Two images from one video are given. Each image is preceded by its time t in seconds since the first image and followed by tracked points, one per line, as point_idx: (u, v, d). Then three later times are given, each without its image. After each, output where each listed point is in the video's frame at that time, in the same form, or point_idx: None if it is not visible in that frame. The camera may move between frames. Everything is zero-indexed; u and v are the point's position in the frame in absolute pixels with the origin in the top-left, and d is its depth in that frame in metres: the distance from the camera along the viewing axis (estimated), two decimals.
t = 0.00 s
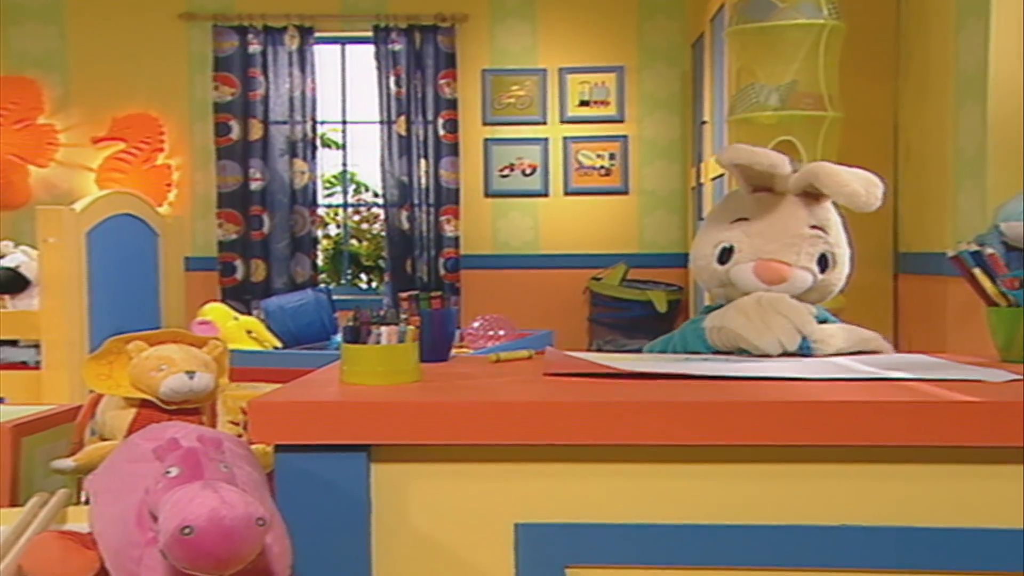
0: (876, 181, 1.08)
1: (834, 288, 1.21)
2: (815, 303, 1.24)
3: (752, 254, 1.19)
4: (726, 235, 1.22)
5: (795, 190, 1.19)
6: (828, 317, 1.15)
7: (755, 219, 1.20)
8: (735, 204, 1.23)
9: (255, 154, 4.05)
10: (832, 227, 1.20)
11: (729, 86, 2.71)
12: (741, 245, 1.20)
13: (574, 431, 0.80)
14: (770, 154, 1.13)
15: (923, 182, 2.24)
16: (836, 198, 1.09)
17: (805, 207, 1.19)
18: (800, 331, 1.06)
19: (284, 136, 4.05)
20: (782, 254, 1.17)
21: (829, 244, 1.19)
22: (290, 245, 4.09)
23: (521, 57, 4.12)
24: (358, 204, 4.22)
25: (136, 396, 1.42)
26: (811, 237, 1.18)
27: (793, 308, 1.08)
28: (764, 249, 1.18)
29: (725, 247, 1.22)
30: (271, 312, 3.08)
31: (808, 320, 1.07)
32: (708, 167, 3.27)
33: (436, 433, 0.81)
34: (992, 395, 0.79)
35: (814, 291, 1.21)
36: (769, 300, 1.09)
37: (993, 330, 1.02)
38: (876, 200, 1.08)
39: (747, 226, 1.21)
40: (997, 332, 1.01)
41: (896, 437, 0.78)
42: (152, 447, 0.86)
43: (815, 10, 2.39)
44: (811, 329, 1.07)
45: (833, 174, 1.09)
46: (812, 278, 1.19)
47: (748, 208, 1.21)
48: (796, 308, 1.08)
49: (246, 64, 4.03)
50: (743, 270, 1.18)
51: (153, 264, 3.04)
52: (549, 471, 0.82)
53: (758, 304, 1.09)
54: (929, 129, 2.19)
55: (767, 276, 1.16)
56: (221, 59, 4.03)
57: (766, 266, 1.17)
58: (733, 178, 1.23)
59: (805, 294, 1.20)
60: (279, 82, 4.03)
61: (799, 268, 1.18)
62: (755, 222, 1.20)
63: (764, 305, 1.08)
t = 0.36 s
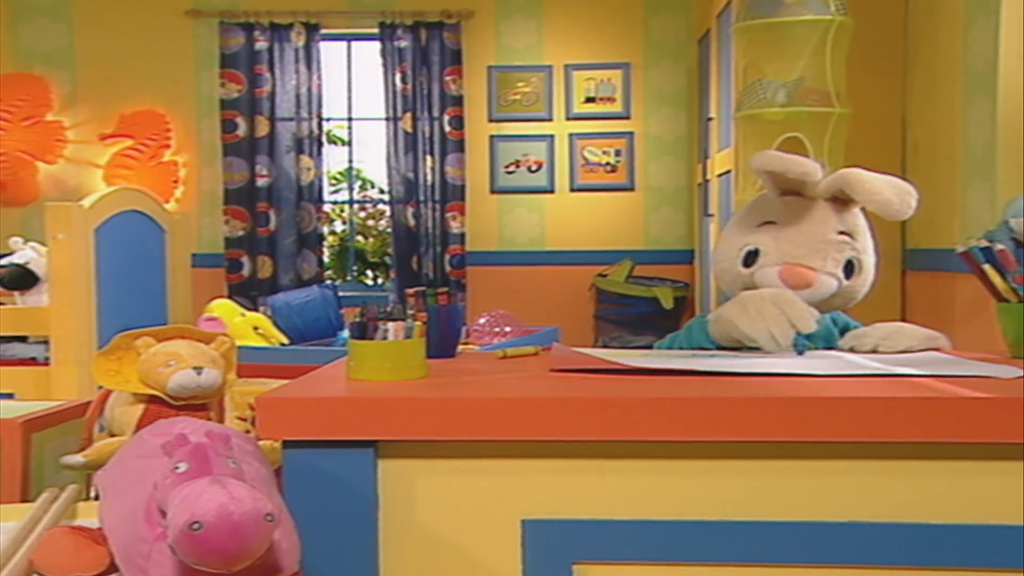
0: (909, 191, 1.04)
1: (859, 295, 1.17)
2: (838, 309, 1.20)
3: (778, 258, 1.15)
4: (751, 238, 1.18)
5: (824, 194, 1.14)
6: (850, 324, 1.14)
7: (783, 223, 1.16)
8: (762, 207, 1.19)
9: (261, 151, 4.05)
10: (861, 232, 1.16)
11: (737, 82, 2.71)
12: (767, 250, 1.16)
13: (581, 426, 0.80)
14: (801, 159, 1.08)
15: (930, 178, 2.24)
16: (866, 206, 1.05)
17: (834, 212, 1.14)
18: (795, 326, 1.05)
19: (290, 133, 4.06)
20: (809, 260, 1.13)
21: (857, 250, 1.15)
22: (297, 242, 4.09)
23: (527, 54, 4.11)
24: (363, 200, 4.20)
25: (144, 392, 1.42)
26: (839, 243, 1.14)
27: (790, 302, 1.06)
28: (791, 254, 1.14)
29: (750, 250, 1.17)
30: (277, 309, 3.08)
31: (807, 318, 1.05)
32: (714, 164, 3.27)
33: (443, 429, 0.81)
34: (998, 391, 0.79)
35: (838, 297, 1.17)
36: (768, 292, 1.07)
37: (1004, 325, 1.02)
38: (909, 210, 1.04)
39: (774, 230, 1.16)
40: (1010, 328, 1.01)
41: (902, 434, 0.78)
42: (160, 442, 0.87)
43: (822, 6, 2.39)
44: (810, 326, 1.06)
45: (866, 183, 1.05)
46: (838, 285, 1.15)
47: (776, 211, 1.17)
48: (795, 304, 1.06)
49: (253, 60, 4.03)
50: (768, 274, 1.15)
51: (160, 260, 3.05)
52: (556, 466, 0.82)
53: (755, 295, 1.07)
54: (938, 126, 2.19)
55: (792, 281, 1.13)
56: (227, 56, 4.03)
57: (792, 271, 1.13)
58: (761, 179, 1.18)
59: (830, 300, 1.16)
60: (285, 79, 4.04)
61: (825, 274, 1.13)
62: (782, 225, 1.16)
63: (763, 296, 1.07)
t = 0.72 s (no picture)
0: (904, 195, 1.04)
1: (861, 297, 1.14)
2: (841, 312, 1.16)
3: (775, 259, 1.13)
4: (750, 240, 1.16)
5: (823, 195, 1.12)
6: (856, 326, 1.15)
7: (781, 224, 1.14)
8: (762, 208, 1.17)
9: (266, 149, 4.06)
10: (862, 234, 1.12)
11: (742, 79, 2.71)
12: (765, 251, 1.14)
13: (586, 424, 0.80)
14: (798, 161, 1.07)
15: (937, 176, 2.24)
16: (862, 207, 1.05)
17: (831, 213, 1.12)
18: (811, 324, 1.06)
19: (295, 131, 4.06)
20: (805, 261, 1.11)
21: (857, 251, 1.12)
22: (302, 241, 4.09)
23: (531, 52, 4.11)
24: (368, 199, 4.20)
25: (150, 390, 1.42)
26: (837, 244, 1.11)
27: (804, 300, 1.06)
28: (789, 255, 1.12)
29: (749, 252, 1.16)
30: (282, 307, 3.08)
31: (822, 314, 1.06)
32: (719, 162, 3.27)
33: (448, 426, 0.81)
34: (1004, 389, 0.79)
35: (839, 298, 1.14)
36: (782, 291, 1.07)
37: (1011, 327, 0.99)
38: (904, 212, 1.04)
39: (772, 231, 1.14)
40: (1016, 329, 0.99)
41: (907, 431, 0.78)
42: (167, 440, 0.87)
43: (828, 4, 2.39)
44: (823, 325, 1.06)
45: (862, 185, 1.04)
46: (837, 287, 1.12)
47: (775, 213, 1.15)
48: (809, 302, 1.06)
49: (258, 59, 4.03)
50: (766, 276, 1.13)
51: (165, 259, 3.05)
52: (560, 464, 0.82)
53: (767, 296, 1.07)
54: (944, 124, 2.19)
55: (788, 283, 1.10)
56: (232, 55, 4.04)
57: (789, 273, 1.11)
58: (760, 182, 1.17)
59: (829, 302, 1.13)
60: (290, 77, 4.03)
61: (823, 276, 1.11)
62: (780, 226, 1.14)
63: (776, 295, 1.07)
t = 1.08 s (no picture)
0: (897, 169, 0.96)
1: (857, 290, 1.07)
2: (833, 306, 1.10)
3: (766, 248, 1.05)
4: (741, 229, 1.09)
5: (814, 181, 1.05)
6: (854, 322, 1.15)
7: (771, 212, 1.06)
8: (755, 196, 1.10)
9: (271, 148, 4.06)
10: (854, 224, 1.06)
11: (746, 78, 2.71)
12: (755, 240, 1.07)
13: (593, 423, 0.80)
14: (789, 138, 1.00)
15: (943, 174, 2.24)
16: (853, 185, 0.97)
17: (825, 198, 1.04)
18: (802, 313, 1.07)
19: (299, 130, 4.06)
20: (796, 249, 1.04)
21: (849, 241, 1.05)
22: (306, 239, 4.10)
23: (535, 51, 4.11)
24: (372, 197, 4.20)
25: (156, 388, 1.43)
26: (829, 233, 1.04)
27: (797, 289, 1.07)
28: (780, 244, 1.05)
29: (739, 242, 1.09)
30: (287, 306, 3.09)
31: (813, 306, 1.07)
32: (723, 162, 3.26)
33: (455, 425, 0.81)
34: (1011, 388, 0.79)
35: (833, 291, 1.07)
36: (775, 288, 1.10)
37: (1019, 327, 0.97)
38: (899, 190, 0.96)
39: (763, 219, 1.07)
40: None
41: (914, 430, 0.78)
42: (172, 438, 0.89)
43: (833, 3, 2.39)
44: (819, 312, 1.11)
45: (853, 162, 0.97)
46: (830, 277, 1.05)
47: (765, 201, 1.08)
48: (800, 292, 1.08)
49: (262, 57, 4.03)
50: (756, 266, 1.06)
51: (170, 257, 3.05)
52: (566, 464, 0.82)
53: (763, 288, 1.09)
54: (950, 122, 2.19)
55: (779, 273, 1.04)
56: (237, 54, 4.04)
57: (780, 262, 1.04)
58: (751, 169, 1.09)
59: (823, 293, 1.06)
60: (295, 76, 4.04)
61: (816, 265, 1.04)
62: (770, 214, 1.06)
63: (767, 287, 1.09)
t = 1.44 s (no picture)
0: (834, 171, 0.95)
1: (823, 288, 1.10)
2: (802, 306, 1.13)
3: (721, 259, 1.09)
4: (695, 242, 1.13)
5: (756, 188, 1.09)
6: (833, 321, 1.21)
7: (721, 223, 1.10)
8: (701, 209, 1.13)
9: (276, 147, 4.06)
10: (806, 223, 1.09)
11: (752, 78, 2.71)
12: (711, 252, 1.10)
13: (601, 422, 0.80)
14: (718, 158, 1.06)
15: (949, 173, 2.24)
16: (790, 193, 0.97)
17: (771, 203, 1.08)
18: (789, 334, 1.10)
19: (304, 129, 4.06)
20: (752, 256, 1.07)
21: (805, 240, 1.08)
22: (310, 238, 4.10)
23: (539, 51, 4.12)
24: (376, 197, 4.18)
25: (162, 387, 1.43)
26: (781, 235, 1.08)
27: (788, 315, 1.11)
28: (734, 254, 1.08)
29: (696, 255, 1.12)
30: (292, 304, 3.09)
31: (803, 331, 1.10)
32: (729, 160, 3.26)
33: (462, 424, 0.80)
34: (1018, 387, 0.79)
35: (798, 293, 1.10)
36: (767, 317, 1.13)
37: None
38: (835, 192, 0.95)
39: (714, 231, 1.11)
40: None
41: (922, 429, 0.78)
42: (179, 438, 0.98)
43: (838, 2, 2.40)
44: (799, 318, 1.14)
45: (787, 171, 0.97)
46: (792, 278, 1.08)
47: (712, 212, 1.11)
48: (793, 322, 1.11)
49: (267, 57, 4.04)
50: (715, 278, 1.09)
51: (175, 256, 3.05)
52: (573, 464, 0.82)
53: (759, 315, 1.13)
54: (956, 120, 2.19)
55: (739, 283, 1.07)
56: (242, 53, 4.04)
57: (738, 271, 1.08)
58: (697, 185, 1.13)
59: (787, 298, 1.09)
60: (299, 76, 4.04)
61: (774, 269, 1.07)
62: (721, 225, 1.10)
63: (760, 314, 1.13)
